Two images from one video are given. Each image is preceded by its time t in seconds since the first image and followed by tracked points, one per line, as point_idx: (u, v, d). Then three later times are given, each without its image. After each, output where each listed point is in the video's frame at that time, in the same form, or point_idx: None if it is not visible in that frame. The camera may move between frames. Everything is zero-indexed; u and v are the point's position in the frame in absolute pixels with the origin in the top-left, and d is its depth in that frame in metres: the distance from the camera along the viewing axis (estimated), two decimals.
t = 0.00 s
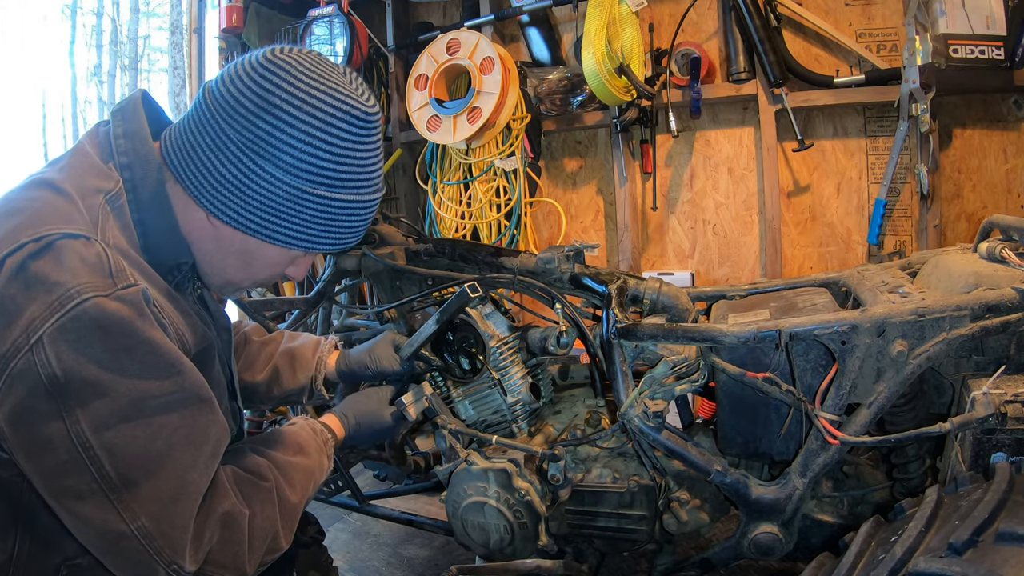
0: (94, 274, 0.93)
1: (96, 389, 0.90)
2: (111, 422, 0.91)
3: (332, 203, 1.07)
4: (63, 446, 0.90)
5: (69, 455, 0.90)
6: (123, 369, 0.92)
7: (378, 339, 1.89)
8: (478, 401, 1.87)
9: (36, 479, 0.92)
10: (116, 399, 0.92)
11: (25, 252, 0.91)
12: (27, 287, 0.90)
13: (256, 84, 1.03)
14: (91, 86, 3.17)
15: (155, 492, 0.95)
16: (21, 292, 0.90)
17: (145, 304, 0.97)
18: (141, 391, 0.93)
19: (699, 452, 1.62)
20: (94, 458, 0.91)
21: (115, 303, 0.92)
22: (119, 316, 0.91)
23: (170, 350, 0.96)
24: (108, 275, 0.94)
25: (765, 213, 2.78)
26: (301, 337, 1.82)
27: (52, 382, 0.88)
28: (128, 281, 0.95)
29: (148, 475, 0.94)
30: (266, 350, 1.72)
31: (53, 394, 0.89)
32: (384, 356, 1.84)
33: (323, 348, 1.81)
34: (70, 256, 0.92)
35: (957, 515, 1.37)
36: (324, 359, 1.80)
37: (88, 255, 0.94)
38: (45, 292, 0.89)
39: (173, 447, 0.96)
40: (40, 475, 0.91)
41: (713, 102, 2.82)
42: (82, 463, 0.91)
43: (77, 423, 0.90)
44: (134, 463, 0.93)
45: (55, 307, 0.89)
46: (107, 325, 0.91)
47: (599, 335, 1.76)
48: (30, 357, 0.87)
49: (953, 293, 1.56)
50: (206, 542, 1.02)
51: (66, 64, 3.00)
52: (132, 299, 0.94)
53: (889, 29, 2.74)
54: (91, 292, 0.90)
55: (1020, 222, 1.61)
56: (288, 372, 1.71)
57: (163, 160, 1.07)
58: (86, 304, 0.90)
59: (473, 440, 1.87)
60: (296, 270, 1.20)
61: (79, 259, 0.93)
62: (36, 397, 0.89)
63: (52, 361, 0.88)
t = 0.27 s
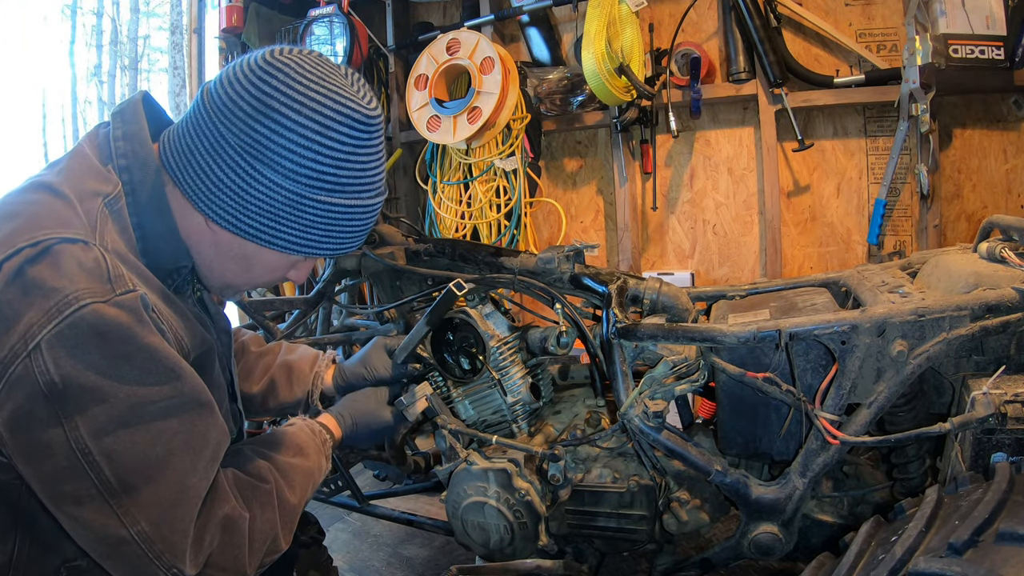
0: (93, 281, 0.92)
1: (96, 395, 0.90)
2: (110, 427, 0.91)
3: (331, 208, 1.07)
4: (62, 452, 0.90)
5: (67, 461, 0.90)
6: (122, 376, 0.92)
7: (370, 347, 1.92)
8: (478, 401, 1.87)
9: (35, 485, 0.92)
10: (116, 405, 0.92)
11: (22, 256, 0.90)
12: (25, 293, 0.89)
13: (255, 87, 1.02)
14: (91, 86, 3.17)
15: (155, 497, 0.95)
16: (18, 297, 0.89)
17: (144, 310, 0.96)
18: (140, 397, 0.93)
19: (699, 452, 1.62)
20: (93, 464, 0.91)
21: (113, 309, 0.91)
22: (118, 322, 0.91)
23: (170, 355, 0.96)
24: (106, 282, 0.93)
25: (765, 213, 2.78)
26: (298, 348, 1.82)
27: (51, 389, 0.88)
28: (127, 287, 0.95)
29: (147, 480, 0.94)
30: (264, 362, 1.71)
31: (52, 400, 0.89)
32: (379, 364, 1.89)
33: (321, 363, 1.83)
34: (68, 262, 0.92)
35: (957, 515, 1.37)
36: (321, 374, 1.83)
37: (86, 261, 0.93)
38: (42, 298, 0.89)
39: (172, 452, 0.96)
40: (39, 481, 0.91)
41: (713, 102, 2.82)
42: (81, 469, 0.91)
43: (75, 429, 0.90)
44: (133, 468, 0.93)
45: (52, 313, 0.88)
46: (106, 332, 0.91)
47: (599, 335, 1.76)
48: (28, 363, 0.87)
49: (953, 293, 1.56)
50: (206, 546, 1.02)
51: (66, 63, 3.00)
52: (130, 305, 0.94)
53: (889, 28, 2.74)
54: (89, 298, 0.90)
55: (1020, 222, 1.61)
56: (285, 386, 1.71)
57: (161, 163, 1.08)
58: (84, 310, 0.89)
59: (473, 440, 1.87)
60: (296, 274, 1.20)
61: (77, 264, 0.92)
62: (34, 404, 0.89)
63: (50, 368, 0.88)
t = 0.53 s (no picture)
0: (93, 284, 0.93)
1: (98, 397, 0.90)
2: (113, 429, 0.91)
3: (329, 211, 1.07)
4: (65, 454, 0.90)
5: (71, 463, 0.90)
6: (125, 378, 0.92)
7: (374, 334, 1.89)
8: (478, 401, 1.87)
9: (39, 487, 0.92)
10: (118, 406, 0.92)
11: (24, 261, 0.90)
12: (27, 298, 0.90)
13: (254, 90, 1.02)
14: (91, 86, 3.17)
15: (158, 497, 0.95)
16: (21, 302, 0.90)
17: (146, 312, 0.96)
18: (142, 399, 0.93)
19: (699, 452, 1.62)
20: (96, 466, 0.91)
21: (116, 313, 0.92)
22: (120, 325, 0.91)
23: (172, 355, 0.96)
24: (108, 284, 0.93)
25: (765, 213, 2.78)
26: (297, 335, 1.81)
27: (54, 392, 0.88)
28: (129, 290, 0.95)
29: (150, 481, 0.94)
30: (262, 350, 1.71)
31: (54, 403, 0.89)
32: (381, 350, 1.84)
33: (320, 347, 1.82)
34: (70, 265, 0.92)
35: (957, 515, 1.37)
36: (320, 358, 1.81)
37: (88, 264, 0.93)
38: (44, 302, 0.89)
39: (175, 452, 0.96)
40: (44, 484, 0.92)
41: (713, 102, 2.82)
42: (85, 471, 0.91)
43: (78, 432, 0.90)
44: (136, 469, 0.93)
45: (55, 318, 0.88)
46: (108, 334, 0.91)
47: (599, 335, 1.76)
48: (30, 366, 0.87)
49: (953, 293, 1.56)
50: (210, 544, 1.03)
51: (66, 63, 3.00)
52: (132, 308, 0.94)
53: (889, 29, 2.74)
54: (91, 301, 0.90)
55: (1020, 222, 1.61)
56: (284, 372, 1.70)
57: (160, 164, 1.08)
58: (86, 314, 0.89)
59: (473, 440, 1.87)
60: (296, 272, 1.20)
61: (78, 267, 0.92)
62: (37, 407, 0.89)
63: (53, 371, 0.88)
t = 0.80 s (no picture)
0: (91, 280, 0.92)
1: (95, 396, 0.90)
2: (110, 428, 0.92)
3: (328, 206, 1.07)
4: (63, 453, 0.90)
5: (68, 462, 0.90)
6: (122, 376, 0.92)
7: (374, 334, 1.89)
8: (478, 401, 1.87)
9: (36, 486, 0.92)
10: (115, 406, 0.92)
11: (22, 258, 0.90)
12: (26, 295, 0.89)
13: (251, 85, 1.02)
14: (91, 86, 3.17)
15: (155, 498, 0.95)
16: (20, 300, 0.90)
17: (144, 310, 0.97)
18: (140, 398, 0.94)
19: (699, 452, 1.62)
20: (94, 466, 0.91)
21: (113, 311, 0.92)
22: (118, 324, 0.91)
23: (169, 356, 0.96)
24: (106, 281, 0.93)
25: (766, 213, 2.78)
26: (296, 334, 1.81)
27: (51, 390, 0.88)
28: (126, 288, 0.95)
29: (147, 481, 0.94)
30: (261, 349, 1.71)
31: (52, 402, 0.89)
32: (382, 351, 1.84)
33: (321, 346, 1.82)
34: (67, 260, 0.92)
35: (957, 515, 1.37)
36: (319, 357, 1.81)
37: (86, 261, 0.93)
38: (42, 300, 0.89)
39: (172, 453, 0.96)
40: (41, 482, 0.92)
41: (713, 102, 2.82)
42: (82, 471, 0.91)
43: (75, 431, 0.90)
44: (134, 469, 0.93)
45: (53, 316, 0.88)
46: (106, 333, 0.91)
47: (599, 335, 1.76)
48: (28, 364, 0.87)
49: (953, 293, 1.56)
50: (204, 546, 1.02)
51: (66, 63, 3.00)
52: (130, 306, 0.94)
53: (889, 29, 2.74)
54: (89, 299, 0.90)
55: (1020, 222, 1.61)
56: (283, 370, 1.70)
57: (159, 161, 1.08)
58: (84, 312, 0.89)
59: (473, 440, 1.87)
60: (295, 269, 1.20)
61: (76, 265, 0.92)
62: (34, 405, 0.89)
63: (50, 369, 0.88)
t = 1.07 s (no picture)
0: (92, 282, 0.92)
1: (96, 399, 0.90)
2: (111, 432, 0.92)
3: (330, 207, 1.07)
4: (64, 456, 0.90)
5: (68, 465, 0.90)
6: (123, 378, 0.92)
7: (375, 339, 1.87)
8: (478, 401, 1.87)
9: (37, 488, 0.92)
10: (116, 409, 0.92)
11: (24, 260, 0.90)
12: (27, 297, 0.90)
13: (253, 87, 1.02)
14: (91, 86, 3.16)
15: (156, 501, 0.95)
16: (21, 301, 0.90)
17: (145, 313, 0.96)
18: (141, 402, 0.94)
19: (699, 452, 1.62)
20: (94, 469, 0.91)
21: (114, 313, 0.92)
22: (119, 327, 0.91)
23: (170, 360, 0.96)
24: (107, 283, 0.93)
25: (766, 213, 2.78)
26: (298, 338, 1.81)
27: (51, 393, 0.88)
28: (128, 290, 0.95)
29: (148, 485, 0.94)
30: (262, 352, 1.71)
31: (52, 404, 0.89)
32: (383, 356, 1.82)
33: (322, 349, 1.81)
34: (69, 262, 0.92)
35: (957, 515, 1.37)
36: (321, 361, 1.80)
37: (87, 262, 0.93)
38: (44, 301, 0.89)
39: (173, 457, 0.96)
40: (41, 484, 0.92)
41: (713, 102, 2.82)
42: (82, 473, 0.91)
43: (76, 434, 0.90)
44: (135, 473, 0.93)
45: (54, 318, 0.88)
46: (107, 336, 0.91)
47: (599, 335, 1.76)
48: (29, 366, 0.87)
49: (953, 293, 1.56)
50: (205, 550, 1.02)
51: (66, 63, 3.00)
52: (131, 308, 0.94)
53: (889, 29, 2.74)
54: (90, 301, 0.90)
55: (1020, 222, 1.61)
56: (285, 374, 1.70)
57: (160, 162, 1.08)
58: (85, 314, 0.90)
59: (473, 440, 1.87)
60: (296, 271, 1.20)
61: (78, 267, 0.92)
62: (35, 407, 0.89)
63: (51, 372, 0.88)
